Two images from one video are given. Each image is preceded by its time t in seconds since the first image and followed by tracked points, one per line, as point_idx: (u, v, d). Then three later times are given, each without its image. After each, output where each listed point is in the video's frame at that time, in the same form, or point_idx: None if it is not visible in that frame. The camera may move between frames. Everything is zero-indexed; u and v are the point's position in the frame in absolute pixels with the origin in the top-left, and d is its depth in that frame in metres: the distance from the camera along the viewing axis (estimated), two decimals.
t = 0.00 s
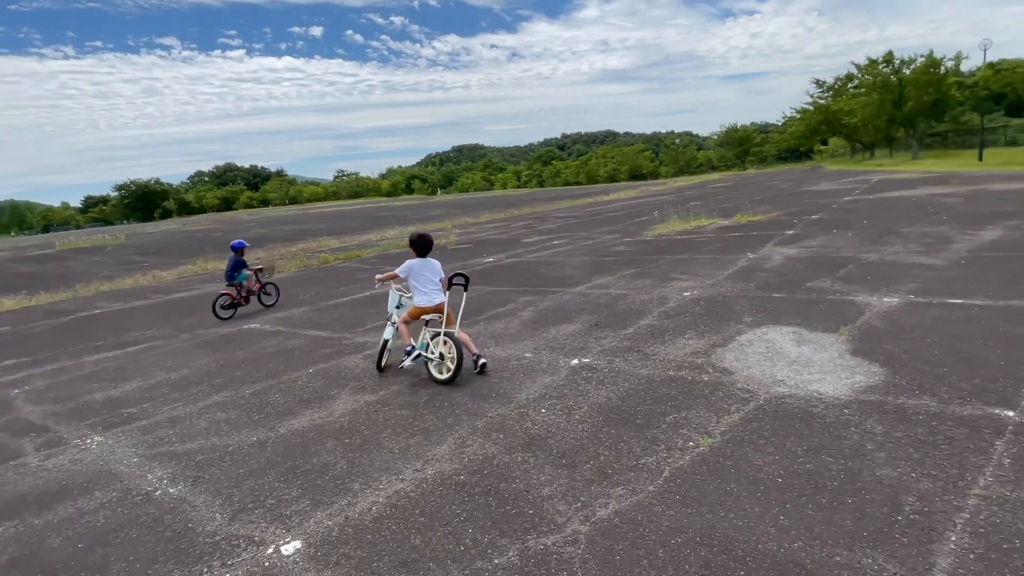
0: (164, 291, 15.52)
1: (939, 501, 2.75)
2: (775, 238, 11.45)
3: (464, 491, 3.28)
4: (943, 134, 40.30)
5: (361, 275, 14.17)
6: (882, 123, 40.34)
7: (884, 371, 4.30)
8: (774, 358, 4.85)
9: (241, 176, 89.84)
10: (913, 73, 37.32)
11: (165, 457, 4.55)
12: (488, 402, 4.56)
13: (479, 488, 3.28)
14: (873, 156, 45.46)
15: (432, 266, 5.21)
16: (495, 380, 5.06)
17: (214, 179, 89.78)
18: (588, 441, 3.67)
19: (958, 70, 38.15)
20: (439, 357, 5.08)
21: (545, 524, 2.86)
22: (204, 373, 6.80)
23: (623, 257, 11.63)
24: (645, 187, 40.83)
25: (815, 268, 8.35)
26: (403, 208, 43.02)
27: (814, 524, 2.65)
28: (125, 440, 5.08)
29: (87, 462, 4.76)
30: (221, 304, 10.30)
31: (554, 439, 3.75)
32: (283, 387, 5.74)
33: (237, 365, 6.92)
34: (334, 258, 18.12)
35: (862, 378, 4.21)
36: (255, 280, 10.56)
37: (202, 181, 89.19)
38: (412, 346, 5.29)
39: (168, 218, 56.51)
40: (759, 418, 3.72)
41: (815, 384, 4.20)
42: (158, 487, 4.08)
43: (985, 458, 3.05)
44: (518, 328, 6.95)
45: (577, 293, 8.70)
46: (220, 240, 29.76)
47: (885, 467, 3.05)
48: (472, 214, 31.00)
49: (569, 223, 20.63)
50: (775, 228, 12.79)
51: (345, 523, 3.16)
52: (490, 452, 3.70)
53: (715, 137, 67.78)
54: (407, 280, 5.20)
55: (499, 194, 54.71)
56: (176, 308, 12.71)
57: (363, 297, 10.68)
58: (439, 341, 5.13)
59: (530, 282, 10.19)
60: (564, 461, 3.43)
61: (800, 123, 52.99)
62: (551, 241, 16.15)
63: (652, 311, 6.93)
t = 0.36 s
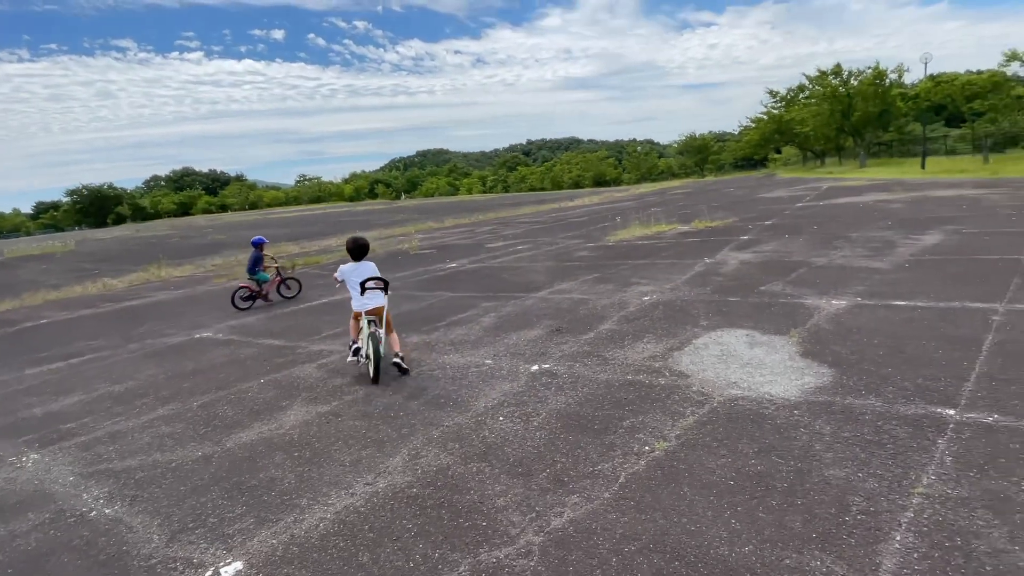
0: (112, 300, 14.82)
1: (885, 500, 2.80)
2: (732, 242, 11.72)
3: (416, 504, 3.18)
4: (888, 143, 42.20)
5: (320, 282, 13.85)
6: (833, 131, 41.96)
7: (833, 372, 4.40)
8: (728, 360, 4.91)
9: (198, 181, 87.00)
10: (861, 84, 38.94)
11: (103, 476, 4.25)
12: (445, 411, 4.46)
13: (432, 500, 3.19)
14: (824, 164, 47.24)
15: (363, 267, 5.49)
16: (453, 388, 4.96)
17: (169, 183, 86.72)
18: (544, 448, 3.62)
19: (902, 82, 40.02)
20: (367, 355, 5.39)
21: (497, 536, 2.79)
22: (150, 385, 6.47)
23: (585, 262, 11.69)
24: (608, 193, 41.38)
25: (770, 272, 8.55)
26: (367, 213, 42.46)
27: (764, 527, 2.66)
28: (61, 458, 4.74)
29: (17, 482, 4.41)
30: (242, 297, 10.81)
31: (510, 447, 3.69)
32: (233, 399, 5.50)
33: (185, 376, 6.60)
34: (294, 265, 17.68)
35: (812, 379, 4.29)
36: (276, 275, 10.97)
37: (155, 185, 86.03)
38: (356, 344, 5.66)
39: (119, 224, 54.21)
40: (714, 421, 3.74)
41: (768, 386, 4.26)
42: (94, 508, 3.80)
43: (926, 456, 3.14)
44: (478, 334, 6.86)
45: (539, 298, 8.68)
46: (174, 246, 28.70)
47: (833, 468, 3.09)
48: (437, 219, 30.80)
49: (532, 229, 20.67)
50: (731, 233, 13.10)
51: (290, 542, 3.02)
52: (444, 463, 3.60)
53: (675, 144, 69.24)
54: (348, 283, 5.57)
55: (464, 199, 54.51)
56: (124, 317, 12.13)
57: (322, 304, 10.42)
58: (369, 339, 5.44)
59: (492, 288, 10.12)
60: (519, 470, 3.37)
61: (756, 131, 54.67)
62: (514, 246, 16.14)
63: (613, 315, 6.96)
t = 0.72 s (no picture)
0: (72, 313, 14.25)
1: (852, 521, 2.74)
2: (705, 253, 11.78)
3: (372, 533, 3.02)
4: (857, 154, 43.30)
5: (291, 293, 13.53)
6: (804, 142, 42.88)
7: (802, 386, 4.36)
8: (699, 374, 4.84)
9: (169, 189, 85.15)
10: (830, 97, 39.90)
11: (42, 504, 3.95)
12: (410, 430, 4.30)
13: (389, 528, 3.04)
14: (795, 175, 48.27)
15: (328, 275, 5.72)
16: (419, 405, 4.80)
17: (139, 192, 84.74)
18: (509, 470, 3.49)
19: (869, 95, 41.14)
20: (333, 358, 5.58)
21: (456, 568, 2.65)
22: (102, 405, 6.15)
23: (560, 272, 11.62)
24: (586, 202, 41.56)
25: (741, 283, 8.57)
26: (343, 223, 41.97)
27: (731, 552, 2.57)
28: None
29: None
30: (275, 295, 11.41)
31: (475, 469, 3.56)
32: (189, 420, 5.24)
33: (140, 395, 6.32)
34: (264, 276, 17.28)
35: (782, 393, 4.24)
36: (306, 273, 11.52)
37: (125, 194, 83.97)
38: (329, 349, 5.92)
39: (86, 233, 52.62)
40: (683, 438, 3.66)
41: (737, 401, 4.20)
42: (28, 540, 3.50)
43: (894, 473, 3.09)
44: (448, 347, 6.71)
45: (511, 309, 8.57)
46: (141, 257, 27.91)
47: (801, 486, 3.03)
48: (413, 229, 30.55)
49: (509, 238, 20.58)
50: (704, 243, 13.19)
51: None
52: (405, 487, 3.45)
53: (651, 154, 70.05)
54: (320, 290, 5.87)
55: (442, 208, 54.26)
56: (82, 331, 11.64)
57: (291, 316, 10.15)
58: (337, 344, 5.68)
59: (465, 299, 9.98)
60: (482, 494, 3.24)
61: (729, 143, 55.66)
62: (490, 256, 16.02)
63: (585, 327, 6.87)
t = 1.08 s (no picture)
0: (43, 328, 13.83)
1: (841, 549, 2.62)
2: (689, 264, 11.76)
3: (339, 569, 2.85)
4: (837, 165, 43.93)
5: (271, 306, 13.26)
6: (786, 153, 43.42)
7: (788, 404, 4.26)
8: (684, 391, 4.74)
9: (151, 200, 83.96)
10: (810, 109, 40.49)
11: None
12: (385, 453, 4.13)
13: (358, 563, 2.87)
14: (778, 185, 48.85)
15: (322, 286, 5.70)
16: (396, 425, 4.63)
17: (120, 202, 83.47)
18: (485, 497, 3.34)
19: (848, 107, 41.82)
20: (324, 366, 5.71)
21: None
22: (65, 428, 5.88)
23: (544, 284, 11.51)
24: (572, 213, 41.60)
25: (726, 295, 8.52)
26: (328, 233, 41.58)
27: None
28: None
29: None
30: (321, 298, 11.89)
31: (451, 497, 3.40)
32: (155, 444, 5.02)
33: (106, 417, 6.07)
34: (245, 288, 16.96)
35: (768, 412, 4.14)
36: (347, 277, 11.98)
37: (106, 205, 82.70)
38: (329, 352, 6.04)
39: (64, 244, 51.58)
40: (668, 461, 3.54)
41: (724, 420, 4.09)
42: None
43: (881, 496, 2.99)
44: (428, 363, 6.53)
45: (494, 322, 8.43)
46: (120, 268, 27.33)
47: (788, 512, 2.91)
48: (398, 240, 30.31)
49: (494, 249, 20.47)
50: (689, 254, 13.18)
51: None
52: (376, 516, 3.28)
53: (637, 164, 70.50)
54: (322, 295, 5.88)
55: (429, 218, 54.03)
56: (52, 348, 11.27)
57: (268, 331, 9.91)
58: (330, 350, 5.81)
59: (448, 312, 9.83)
60: (457, 524, 3.08)
61: (713, 153, 56.25)
62: (475, 267, 15.86)
63: (568, 342, 6.75)
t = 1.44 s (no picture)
0: (24, 340, 13.47)
1: None
2: (685, 274, 11.59)
3: None
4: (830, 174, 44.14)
5: (259, 318, 12.98)
6: (779, 161, 43.57)
7: (793, 425, 4.05)
8: (682, 410, 4.52)
9: (144, 209, 83.38)
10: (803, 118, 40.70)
11: None
12: (366, 479, 3.89)
13: None
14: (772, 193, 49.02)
15: (336, 293, 5.85)
16: (379, 448, 4.39)
17: (112, 211, 82.85)
18: (473, 530, 3.10)
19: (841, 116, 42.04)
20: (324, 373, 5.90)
21: None
22: (33, 450, 5.60)
23: (538, 294, 11.31)
24: (566, 221, 41.55)
25: (723, 306, 8.34)
26: (321, 242, 41.27)
27: None
28: None
29: None
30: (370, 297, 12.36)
31: (435, 530, 3.16)
32: (126, 468, 4.75)
33: (77, 437, 5.78)
34: (234, 298, 16.65)
35: (772, 434, 3.92)
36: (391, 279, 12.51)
37: (97, 213, 82.05)
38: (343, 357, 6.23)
39: (53, 254, 50.95)
40: (667, 489, 3.31)
41: (725, 442, 3.87)
42: None
43: (899, 531, 2.77)
44: (416, 379, 6.29)
45: (486, 335, 8.21)
46: (108, 278, 26.91)
47: (798, 549, 2.70)
48: (391, 249, 30.06)
49: (488, 258, 20.26)
50: (684, 264, 13.02)
51: None
52: (354, 553, 3.04)
53: (631, 173, 70.66)
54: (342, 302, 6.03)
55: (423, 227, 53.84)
56: (31, 361, 10.93)
57: (254, 344, 9.64)
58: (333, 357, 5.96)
59: (439, 324, 9.60)
60: (441, 563, 2.85)
61: (707, 162, 56.46)
62: (468, 277, 15.65)
63: (561, 356, 6.54)
